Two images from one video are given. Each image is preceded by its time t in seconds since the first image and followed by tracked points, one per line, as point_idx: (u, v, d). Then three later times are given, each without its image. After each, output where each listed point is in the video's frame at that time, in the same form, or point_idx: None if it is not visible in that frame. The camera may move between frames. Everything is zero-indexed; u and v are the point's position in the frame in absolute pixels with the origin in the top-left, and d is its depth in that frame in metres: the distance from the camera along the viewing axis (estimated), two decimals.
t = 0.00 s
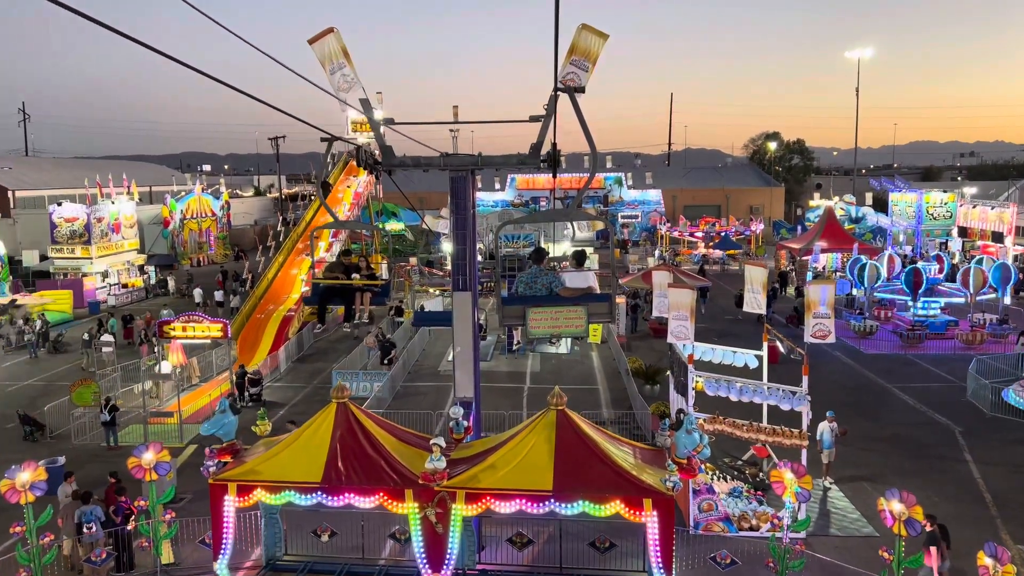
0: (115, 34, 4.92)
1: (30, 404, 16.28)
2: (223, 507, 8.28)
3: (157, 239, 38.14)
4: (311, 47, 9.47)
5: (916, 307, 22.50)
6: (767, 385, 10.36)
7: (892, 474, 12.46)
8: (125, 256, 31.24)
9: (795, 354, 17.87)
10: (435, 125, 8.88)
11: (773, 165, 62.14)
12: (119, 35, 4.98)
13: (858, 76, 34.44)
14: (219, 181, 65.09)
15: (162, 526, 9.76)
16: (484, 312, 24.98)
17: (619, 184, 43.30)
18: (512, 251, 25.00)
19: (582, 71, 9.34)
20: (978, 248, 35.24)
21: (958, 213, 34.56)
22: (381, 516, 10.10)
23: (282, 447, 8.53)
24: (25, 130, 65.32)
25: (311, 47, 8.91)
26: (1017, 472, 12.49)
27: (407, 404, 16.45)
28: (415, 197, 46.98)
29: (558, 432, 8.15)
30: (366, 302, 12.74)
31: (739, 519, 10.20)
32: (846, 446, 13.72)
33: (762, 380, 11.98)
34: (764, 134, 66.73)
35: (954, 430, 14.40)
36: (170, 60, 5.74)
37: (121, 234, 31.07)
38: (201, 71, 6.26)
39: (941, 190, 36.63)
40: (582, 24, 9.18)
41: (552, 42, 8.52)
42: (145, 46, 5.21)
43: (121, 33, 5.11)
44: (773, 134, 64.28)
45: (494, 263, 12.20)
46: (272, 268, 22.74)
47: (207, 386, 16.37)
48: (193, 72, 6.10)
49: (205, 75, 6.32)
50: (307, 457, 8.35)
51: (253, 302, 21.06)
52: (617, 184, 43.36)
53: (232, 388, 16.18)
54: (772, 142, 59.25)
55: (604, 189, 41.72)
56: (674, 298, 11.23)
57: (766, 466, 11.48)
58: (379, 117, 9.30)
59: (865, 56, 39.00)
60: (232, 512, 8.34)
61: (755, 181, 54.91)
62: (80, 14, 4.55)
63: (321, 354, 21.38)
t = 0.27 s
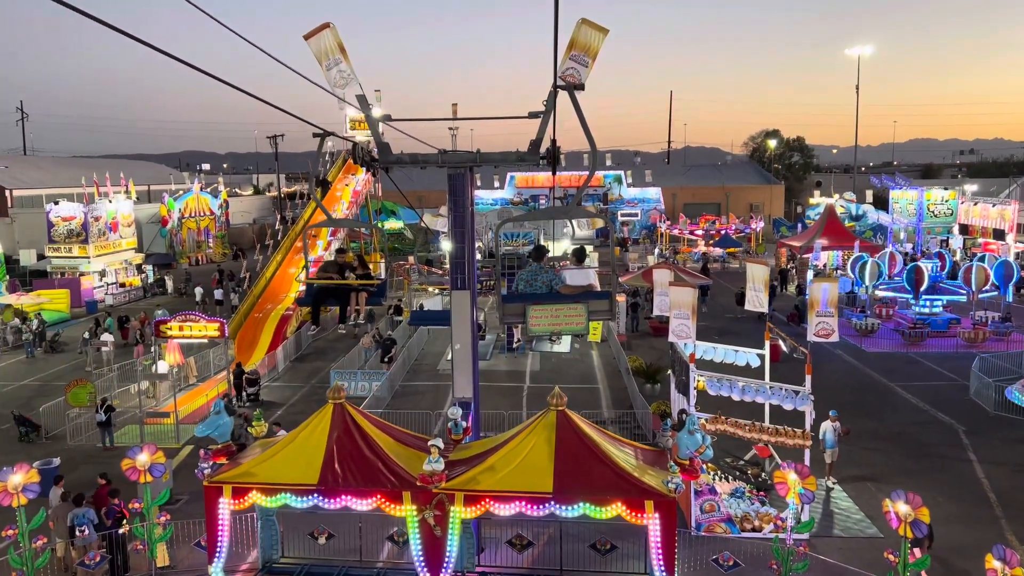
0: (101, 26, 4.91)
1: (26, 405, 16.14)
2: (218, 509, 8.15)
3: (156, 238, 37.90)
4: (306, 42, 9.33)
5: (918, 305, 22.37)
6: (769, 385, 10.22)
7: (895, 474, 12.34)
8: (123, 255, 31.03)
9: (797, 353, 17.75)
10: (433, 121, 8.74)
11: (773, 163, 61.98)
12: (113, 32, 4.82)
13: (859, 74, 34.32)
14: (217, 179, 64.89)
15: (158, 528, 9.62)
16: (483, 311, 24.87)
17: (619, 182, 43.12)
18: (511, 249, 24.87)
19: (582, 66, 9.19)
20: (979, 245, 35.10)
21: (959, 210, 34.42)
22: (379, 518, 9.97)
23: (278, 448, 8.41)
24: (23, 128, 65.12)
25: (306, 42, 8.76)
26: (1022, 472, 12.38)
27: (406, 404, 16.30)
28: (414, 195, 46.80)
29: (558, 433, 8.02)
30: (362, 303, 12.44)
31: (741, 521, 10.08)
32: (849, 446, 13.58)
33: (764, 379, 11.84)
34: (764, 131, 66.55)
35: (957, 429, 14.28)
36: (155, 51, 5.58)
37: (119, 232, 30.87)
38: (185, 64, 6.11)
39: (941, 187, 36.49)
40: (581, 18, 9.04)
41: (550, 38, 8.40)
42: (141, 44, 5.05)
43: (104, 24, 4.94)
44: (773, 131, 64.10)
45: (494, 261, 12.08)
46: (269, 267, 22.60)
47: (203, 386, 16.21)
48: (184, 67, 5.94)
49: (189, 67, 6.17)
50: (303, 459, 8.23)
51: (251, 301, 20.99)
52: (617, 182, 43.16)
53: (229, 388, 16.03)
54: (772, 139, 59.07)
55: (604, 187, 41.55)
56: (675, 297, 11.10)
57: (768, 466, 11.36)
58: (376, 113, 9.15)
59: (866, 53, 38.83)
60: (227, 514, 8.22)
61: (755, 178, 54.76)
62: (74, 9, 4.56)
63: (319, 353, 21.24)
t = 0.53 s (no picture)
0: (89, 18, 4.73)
1: (22, 405, 15.99)
2: (214, 512, 8.02)
3: (154, 237, 37.74)
4: (302, 37, 9.18)
5: (920, 303, 22.23)
6: (773, 384, 10.09)
7: (899, 474, 12.22)
8: (121, 254, 30.88)
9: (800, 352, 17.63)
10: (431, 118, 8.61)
11: (773, 161, 61.85)
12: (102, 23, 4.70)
13: (859, 71, 34.19)
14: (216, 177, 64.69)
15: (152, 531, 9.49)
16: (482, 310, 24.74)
17: (619, 180, 42.98)
18: (511, 247, 24.75)
19: (582, 61, 9.06)
20: (980, 243, 34.97)
21: (961, 208, 34.29)
22: (378, 520, 9.86)
23: (274, 449, 8.27)
24: (20, 126, 64.89)
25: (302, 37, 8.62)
26: None
27: (405, 404, 16.16)
28: (414, 193, 46.66)
29: (558, 435, 7.89)
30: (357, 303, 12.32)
31: (744, 522, 9.94)
32: (852, 445, 13.46)
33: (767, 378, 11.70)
34: (764, 129, 66.41)
35: (961, 428, 14.15)
36: (145, 45, 5.45)
37: (117, 231, 30.74)
38: (175, 58, 5.97)
39: (943, 184, 36.35)
40: (581, 13, 8.91)
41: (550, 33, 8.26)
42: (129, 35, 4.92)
43: (90, 15, 4.81)
44: (773, 128, 63.97)
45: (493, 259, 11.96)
46: (269, 266, 22.46)
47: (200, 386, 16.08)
48: (176, 61, 5.81)
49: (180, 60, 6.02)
50: (300, 460, 8.09)
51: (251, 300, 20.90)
52: (617, 180, 42.80)
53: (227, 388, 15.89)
54: (773, 137, 58.94)
55: (604, 185, 41.41)
56: (677, 296, 10.99)
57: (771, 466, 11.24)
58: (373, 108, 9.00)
59: (866, 50, 38.69)
60: (223, 517, 8.09)
61: (755, 176, 54.62)
62: None
63: (318, 352, 21.11)
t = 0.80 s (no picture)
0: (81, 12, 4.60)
1: (18, 405, 15.89)
2: (209, 515, 7.89)
3: (153, 236, 37.63)
4: (299, 32, 9.03)
5: (923, 302, 22.08)
6: (776, 384, 9.95)
7: (904, 474, 12.08)
8: (119, 253, 30.74)
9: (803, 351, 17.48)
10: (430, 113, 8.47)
11: (774, 159, 61.70)
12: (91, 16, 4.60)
13: (861, 68, 34.04)
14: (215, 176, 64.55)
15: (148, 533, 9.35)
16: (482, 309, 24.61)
17: (620, 178, 42.82)
18: (511, 246, 24.62)
19: (583, 56, 8.91)
20: (983, 241, 34.81)
21: (963, 206, 34.13)
22: (376, 522, 9.72)
23: (271, 451, 8.15)
24: (20, 125, 64.76)
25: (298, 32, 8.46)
26: None
27: (404, 403, 16.02)
28: (413, 192, 46.51)
29: (560, 436, 7.76)
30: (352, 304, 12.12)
31: (747, 523, 9.83)
32: (856, 445, 13.33)
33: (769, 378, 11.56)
34: (765, 128, 66.29)
35: (966, 428, 14.01)
36: (139, 39, 5.33)
37: (115, 230, 30.62)
38: (169, 52, 5.85)
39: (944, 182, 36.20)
40: (582, 7, 8.76)
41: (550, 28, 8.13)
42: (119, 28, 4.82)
43: (81, 8, 4.72)
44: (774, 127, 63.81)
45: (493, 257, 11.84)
46: (268, 265, 22.28)
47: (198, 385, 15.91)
48: (168, 55, 5.70)
49: (173, 55, 5.91)
50: (297, 463, 7.97)
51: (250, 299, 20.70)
52: (617, 178, 42.46)
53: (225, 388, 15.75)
54: (774, 134, 58.78)
55: (604, 183, 41.29)
56: (679, 294, 10.86)
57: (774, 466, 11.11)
58: (370, 104, 8.85)
59: (868, 47, 38.53)
60: (219, 520, 7.95)
61: (756, 174, 54.48)
62: None
63: (317, 352, 20.94)
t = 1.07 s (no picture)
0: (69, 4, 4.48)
1: (15, 406, 15.79)
2: (204, 518, 7.75)
3: (152, 235, 37.52)
4: (296, 29, 8.91)
5: (926, 300, 21.93)
6: (780, 385, 9.82)
7: (909, 475, 11.96)
8: (118, 252, 30.64)
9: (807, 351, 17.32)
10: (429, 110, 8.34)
11: (775, 157, 61.54)
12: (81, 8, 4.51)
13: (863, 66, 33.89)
14: (216, 175, 64.44)
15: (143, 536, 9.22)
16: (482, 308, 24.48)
17: (620, 177, 42.69)
18: (511, 245, 24.50)
19: (584, 52, 8.79)
20: (985, 240, 34.66)
21: (965, 204, 33.98)
22: (375, 525, 9.60)
23: (267, 453, 8.02)
24: (20, 124, 64.68)
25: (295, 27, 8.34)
26: None
27: (404, 403, 15.90)
28: (414, 191, 46.38)
29: (561, 438, 7.63)
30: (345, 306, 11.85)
31: (750, 525, 9.72)
32: (860, 445, 13.21)
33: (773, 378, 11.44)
34: (766, 126, 66.10)
35: (971, 428, 13.88)
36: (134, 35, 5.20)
37: (114, 229, 30.51)
38: (163, 47, 5.76)
39: (947, 181, 36.03)
40: (583, 2, 8.64)
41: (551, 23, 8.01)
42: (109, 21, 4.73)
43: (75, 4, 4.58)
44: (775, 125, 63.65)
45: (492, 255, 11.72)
46: (266, 265, 22.10)
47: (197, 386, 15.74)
48: (161, 49, 5.60)
49: (166, 50, 5.80)
50: (293, 465, 7.85)
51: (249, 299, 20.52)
52: (618, 177, 42.71)
53: (223, 389, 15.61)
54: (775, 133, 58.62)
55: (605, 182, 41.18)
56: (681, 294, 10.72)
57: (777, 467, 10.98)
58: (368, 101, 8.74)
59: (869, 46, 38.39)
60: (214, 524, 7.81)
61: (757, 173, 54.33)
62: None
63: (316, 352, 20.77)
